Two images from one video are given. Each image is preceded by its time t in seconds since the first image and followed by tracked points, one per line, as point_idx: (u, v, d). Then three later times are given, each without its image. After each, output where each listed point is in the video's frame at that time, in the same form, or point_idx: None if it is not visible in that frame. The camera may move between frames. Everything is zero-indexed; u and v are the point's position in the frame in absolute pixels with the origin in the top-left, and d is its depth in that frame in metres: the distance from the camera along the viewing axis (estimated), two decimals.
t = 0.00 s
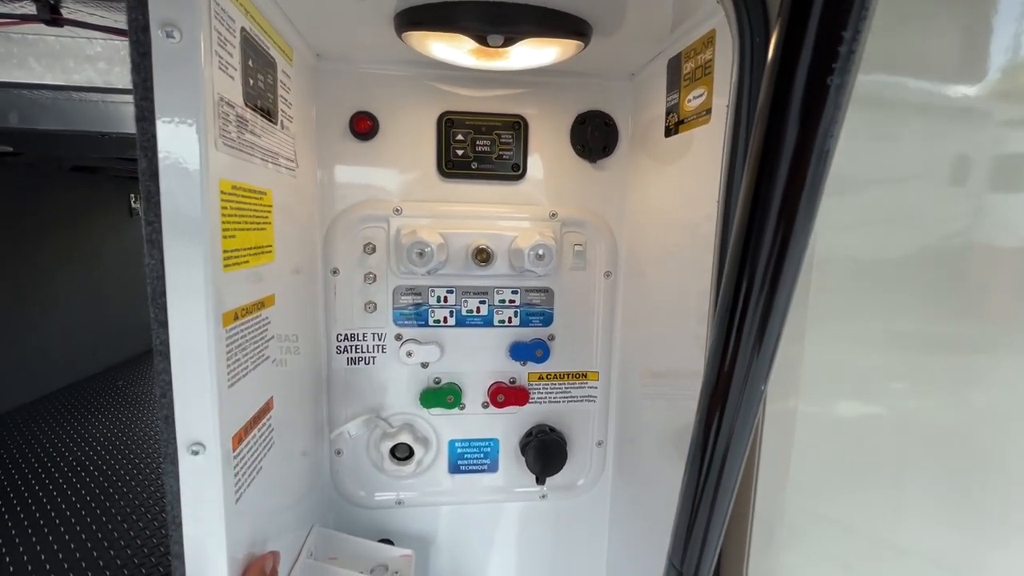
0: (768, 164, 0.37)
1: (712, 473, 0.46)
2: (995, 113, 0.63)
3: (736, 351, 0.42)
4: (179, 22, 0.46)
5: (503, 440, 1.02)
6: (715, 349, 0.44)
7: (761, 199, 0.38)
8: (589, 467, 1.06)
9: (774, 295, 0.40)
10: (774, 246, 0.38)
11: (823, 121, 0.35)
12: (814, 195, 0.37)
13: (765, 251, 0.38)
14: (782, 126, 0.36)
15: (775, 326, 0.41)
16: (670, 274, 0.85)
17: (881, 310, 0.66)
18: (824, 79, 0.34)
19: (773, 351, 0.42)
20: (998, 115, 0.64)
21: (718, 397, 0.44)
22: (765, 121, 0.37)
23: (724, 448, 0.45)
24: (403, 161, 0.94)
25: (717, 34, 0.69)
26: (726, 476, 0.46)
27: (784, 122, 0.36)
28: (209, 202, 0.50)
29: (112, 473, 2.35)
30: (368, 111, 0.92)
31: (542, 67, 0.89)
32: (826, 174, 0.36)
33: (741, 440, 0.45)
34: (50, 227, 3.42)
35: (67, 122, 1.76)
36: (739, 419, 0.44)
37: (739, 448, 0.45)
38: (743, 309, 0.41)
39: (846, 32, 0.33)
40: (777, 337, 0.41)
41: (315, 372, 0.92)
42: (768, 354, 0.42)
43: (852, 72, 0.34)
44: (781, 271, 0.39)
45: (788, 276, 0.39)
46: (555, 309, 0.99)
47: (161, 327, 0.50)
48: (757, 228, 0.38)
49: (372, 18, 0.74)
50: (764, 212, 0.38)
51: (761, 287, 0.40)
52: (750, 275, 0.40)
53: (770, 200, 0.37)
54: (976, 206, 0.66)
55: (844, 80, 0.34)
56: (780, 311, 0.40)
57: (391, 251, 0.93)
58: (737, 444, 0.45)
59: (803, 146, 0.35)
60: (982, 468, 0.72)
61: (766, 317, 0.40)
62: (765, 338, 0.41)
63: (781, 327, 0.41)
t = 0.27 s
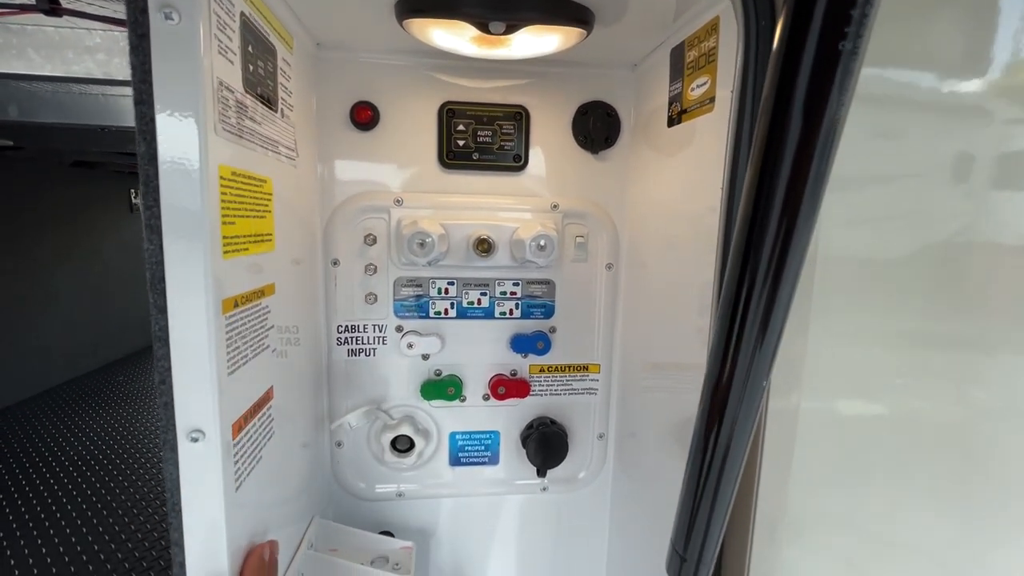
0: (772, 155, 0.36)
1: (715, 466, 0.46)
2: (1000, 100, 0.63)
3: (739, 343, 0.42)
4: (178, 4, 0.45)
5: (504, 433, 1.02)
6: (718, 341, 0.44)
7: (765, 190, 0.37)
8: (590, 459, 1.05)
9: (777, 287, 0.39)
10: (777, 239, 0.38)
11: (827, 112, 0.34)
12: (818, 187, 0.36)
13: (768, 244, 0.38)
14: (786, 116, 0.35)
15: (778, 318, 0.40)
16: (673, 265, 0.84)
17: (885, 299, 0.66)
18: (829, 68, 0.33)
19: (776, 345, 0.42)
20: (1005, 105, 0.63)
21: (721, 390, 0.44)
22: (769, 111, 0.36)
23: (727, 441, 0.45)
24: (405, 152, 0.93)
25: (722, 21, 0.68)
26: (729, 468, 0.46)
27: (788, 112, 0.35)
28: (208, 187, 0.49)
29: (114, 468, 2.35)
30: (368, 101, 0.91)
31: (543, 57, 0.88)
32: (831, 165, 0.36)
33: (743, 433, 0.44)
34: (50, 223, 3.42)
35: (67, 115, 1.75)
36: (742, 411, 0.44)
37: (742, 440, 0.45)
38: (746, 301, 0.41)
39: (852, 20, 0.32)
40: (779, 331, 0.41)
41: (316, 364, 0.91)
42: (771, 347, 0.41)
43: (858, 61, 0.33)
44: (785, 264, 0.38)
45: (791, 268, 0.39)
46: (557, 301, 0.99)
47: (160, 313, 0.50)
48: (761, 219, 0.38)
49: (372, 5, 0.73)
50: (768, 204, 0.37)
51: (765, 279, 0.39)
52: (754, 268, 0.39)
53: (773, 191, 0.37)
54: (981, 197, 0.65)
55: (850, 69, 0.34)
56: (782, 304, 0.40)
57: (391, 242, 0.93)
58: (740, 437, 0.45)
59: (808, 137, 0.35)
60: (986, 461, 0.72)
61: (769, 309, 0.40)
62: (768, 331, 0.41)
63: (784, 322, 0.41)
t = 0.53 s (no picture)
0: (779, 153, 0.36)
1: (719, 464, 0.46)
2: (1007, 94, 0.62)
3: (744, 342, 0.42)
4: None
5: (505, 429, 1.02)
6: (723, 340, 0.43)
7: (772, 188, 0.37)
8: (591, 455, 1.05)
9: (784, 286, 0.39)
10: (784, 240, 0.38)
11: (836, 111, 0.34)
12: (825, 186, 0.36)
13: (775, 243, 0.38)
14: (794, 113, 0.35)
15: (784, 317, 0.40)
16: (675, 261, 0.84)
17: (890, 295, 0.65)
18: (838, 66, 0.33)
19: (782, 345, 0.41)
20: (1010, 100, 0.63)
21: (726, 387, 0.44)
22: (777, 108, 0.36)
23: (732, 439, 0.45)
24: (406, 147, 0.93)
25: (726, 14, 0.68)
26: (733, 467, 0.46)
27: (796, 109, 0.35)
28: (209, 180, 0.49)
29: (115, 463, 2.36)
30: (370, 96, 0.91)
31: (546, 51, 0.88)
32: (839, 163, 0.36)
33: (748, 431, 0.44)
34: (50, 219, 3.42)
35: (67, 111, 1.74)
36: (747, 411, 0.43)
37: (746, 439, 0.45)
38: (752, 299, 0.40)
39: (862, 17, 0.32)
40: (784, 331, 0.41)
41: (317, 360, 0.91)
42: (776, 347, 0.41)
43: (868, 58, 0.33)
44: (791, 262, 0.38)
45: (798, 267, 0.38)
46: (558, 297, 0.99)
47: (161, 307, 0.50)
48: (768, 216, 0.38)
49: None
50: (775, 202, 0.37)
51: (771, 278, 0.39)
52: (760, 267, 0.39)
53: (780, 188, 0.37)
54: (987, 194, 0.65)
55: (859, 66, 0.33)
56: (788, 305, 0.40)
57: (393, 238, 0.92)
58: (745, 435, 0.44)
59: (816, 135, 0.35)
60: (990, 459, 0.71)
61: (775, 309, 0.40)
62: (774, 332, 0.41)
63: (790, 322, 0.41)
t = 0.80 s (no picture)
0: (783, 150, 0.36)
1: (720, 460, 0.46)
2: (1010, 87, 0.62)
3: (746, 338, 0.42)
4: None
5: (506, 424, 1.02)
6: (726, 335, 0.43)
7: (775, 185, 0.37)
8: (592, 451, 1.05)
9: (786, 282, 0.39)
10: (787, 237, 0.38)
11: (839, 108, 0.34)
12: (829, 184, 0.36)
13: (778, 240, 0.38)
14: (797, 110, 0.35)
15: (787, 314, 0.40)
16: (677, 256, 0.84)
17: (892, 289, 0.65)
18: (841, 63, 0.33)
19: (784, 342, 0.41)
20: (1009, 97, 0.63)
21: (728, 383, 0.44)
22: (781, 105, 0.36)
23: (733, 436, 0.45)
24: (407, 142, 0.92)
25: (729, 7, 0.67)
26: (735, 463, 0.46)
27: (800, 106, 0.34)
28: (210, 172, 0.49)
29: (117, 459, 2.36)
30: (370, 90, 0.91)
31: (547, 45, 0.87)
32: (842, 160, 0.36)
33: (750, 427, 0.44)
34: (51, 216, 3.41)
35: (66, 107, 1.74)
36: (749, 407, 0.43)
37: (748, 435, 0.45)
38: (755, 296, 0.40)
39: (867, 10, 0.32)
40: (787, 328, 0.41)
41: (318, 355, 0.91)
42: (779, 343, 0.41)
43: (873, 54, 0.33)
44: (794, 259, 0.38)
45: (800, 264, 0.38)
46: (559, 292, 0.98)
47: (162, 301, 0.49)
48: (771, 213, 0.38)
49: None
50: (778, 199, 0.37)
51: (774, 274, 0.39)
52: (762, 264, 0.39)
53: (783, 183, 0.37)
54: (988, 190, 0.64)
55: (863, 62, 0.33)
56: (791, 302, 0.40)
57: (394, 233, 0.92)
58: (747, 432, 0.44)
59: (819, 132, 0.34)
60: (991, 456, 0.71)
61: (778, 305, 0.40)
62: (776, 328, 0.41)
63: (792, 319, 0.41)
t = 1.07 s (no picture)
0: (786, 143, 0.35)
1: (723, 453, 0.45)
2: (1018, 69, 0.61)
3: (749, 333, 0.41)
4: None
5: (506, 416, 1.01)
6: (729, 328, 0.43)
7: (779, 179, 0.36)
8: (593, 443, 1.04)
9: (790, 278, 0.38)
10: (790, 232, 0.37)
11: (844, 102, 0.33)
12: (832, 178, 0.35)
13: (781, 233, 0.37)
14: (801, 102, 0.34)
15: (790, 309, 0.40)
16: (679, 244, 0.82)
17: (899, 275, 0.64)
18: (846, 54, 0.32)
19: (787, 338, 0.41)
20: (1015, 82, 0.62)
21: (732, 373, 0.43)
22: (785, 96, 0.35)
23: (736, 430, 0.44)
24: (406, 129, 0.91)
25: None
26: (738, 456, 0.45)
27: (804, 98, 0.34)
28: (203, 152, 0.48)
29: (116, 454, 2.36)
30: (369, 77, 0.89)
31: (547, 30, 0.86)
32: (846, 155, 0.35)
33: (753, 421, 0.44)
34: (50, 211, 3.40)
35: (64, 99, 1.73)
36: (752, 400, 0.43)
37: (751, 427, 0.44)
38: (758, 290, 0.40)
39: None
40: (790, 322, 0.40)
41: (316, 345, 0.90)
42: (782, 337, 0.40)
43: (878, 45, 0.32)
44: (798, 253, 0.37)
45: (804, 258, 0.38)
46: (560, 282, 0.97)
47: (154, 284, 0.48)
48: (774, 209, 0.37)
49: None
50: (781, 193, 0.36)
51: (778, 269, 0.38)
52: (765, 259, 0.38)
53: (787, 172, 0.36)
54: (994, 178, 0.64)
55: (868, 52, 0.32)
56: (794, 296, 0.39)
57: (392, 222, 0.91)
58: (750, 426, 0.44)
59: (823, 125, 0.34)
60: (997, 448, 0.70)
61: (781, 299, 0.39)
62: (780, 323, 0.40)
63: (795, 314, 0.40)
